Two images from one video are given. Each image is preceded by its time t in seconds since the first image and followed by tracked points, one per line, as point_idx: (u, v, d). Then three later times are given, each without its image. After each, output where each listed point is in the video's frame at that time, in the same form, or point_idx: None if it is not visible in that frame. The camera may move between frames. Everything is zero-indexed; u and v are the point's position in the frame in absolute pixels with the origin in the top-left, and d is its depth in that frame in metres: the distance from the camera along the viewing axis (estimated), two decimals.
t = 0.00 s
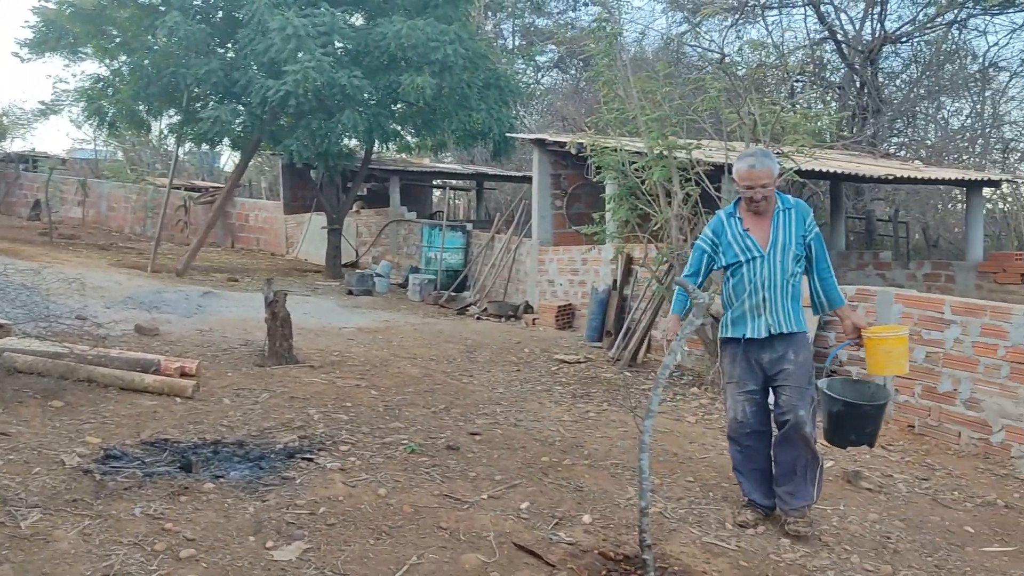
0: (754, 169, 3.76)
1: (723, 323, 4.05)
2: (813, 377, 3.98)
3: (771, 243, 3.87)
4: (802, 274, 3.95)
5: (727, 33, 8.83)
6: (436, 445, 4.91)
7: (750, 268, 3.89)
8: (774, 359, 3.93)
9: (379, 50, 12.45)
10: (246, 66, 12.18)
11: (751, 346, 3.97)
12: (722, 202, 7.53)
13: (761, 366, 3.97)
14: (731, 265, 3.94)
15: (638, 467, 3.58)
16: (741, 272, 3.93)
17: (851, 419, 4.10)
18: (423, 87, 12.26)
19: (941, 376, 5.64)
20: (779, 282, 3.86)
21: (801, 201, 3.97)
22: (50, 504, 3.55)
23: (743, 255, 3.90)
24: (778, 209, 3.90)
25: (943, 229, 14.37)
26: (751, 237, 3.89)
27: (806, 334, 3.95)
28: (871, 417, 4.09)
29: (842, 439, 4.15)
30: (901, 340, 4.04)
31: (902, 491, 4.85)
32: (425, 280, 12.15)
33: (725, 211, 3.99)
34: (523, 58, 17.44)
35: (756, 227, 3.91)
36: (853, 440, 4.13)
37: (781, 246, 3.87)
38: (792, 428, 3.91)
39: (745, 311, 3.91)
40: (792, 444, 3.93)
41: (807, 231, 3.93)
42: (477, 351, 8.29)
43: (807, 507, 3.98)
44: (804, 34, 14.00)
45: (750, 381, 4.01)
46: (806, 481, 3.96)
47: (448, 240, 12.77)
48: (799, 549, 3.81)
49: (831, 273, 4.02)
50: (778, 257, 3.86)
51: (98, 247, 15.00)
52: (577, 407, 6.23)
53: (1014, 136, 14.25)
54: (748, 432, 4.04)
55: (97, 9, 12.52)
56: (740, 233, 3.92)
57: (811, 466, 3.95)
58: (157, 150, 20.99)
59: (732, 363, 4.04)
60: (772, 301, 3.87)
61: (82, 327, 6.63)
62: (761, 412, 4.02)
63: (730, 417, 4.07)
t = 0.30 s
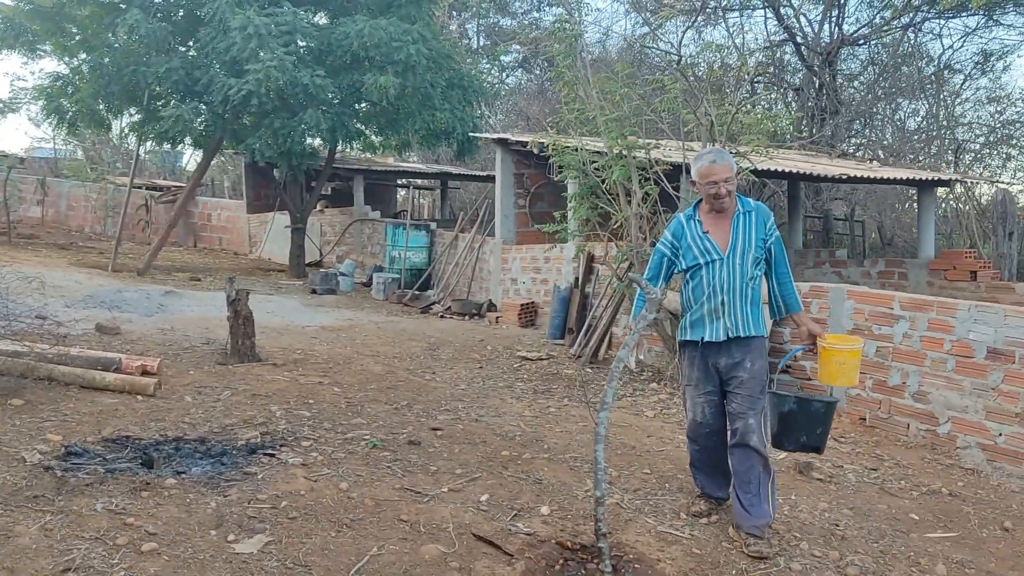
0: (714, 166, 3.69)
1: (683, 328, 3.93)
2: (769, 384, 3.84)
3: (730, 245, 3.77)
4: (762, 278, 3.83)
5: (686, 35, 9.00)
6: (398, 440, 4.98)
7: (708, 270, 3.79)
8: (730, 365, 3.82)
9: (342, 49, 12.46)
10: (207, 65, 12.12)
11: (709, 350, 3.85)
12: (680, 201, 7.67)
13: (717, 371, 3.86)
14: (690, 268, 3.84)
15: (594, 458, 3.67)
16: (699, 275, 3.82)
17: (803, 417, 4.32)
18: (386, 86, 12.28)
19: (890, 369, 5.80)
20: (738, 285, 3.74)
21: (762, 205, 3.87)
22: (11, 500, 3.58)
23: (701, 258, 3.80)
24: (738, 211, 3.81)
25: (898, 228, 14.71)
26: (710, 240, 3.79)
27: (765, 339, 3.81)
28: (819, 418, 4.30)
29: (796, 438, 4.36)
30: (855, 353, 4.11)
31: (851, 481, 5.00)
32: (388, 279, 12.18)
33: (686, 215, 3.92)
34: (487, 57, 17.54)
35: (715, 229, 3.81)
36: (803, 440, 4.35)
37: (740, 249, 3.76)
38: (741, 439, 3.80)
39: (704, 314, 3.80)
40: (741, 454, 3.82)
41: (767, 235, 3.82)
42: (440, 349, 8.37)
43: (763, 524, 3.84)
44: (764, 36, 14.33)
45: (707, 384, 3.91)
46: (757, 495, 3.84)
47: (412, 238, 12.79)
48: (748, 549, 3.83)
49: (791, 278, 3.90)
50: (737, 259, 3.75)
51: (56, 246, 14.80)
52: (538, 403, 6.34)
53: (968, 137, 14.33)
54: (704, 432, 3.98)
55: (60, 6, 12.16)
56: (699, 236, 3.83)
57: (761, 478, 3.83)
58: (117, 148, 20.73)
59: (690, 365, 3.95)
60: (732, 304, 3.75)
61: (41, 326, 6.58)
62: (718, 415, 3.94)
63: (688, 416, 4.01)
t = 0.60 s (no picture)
0: (712, 161, 3.60)
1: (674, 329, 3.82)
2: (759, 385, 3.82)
3: (724, 245, 3.66)
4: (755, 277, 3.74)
5: (664, 33, 9.10)
6: (379, 433, 5.05)
7: (702, 271, 3.67)
8: (726, 366, 3.73)
9: (323, 46, 12.47)
10: (187, 63, 12.09)
11: (702, 353, 3.75)
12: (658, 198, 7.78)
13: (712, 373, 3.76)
14: (682, 268, 3.72)
15: (572, 447, 3.75)
16: (692, 276, 3.70)
17: (800, 434, 4.19)
18: (367, 84, 12.32)
19: (864, 363, 5.93)
20: (732, 287, 3.64)
21: (754, 202, 3.78)
22: None
23: (694, 258, 3.69)
24: (730, 209, 3.70)
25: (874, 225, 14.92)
26: (702, 239, 3.68)
27: (757, 339, 3.74)
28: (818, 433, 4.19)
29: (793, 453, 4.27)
30: (848, 351, 3.98)
31: (824, 471, 5.10)
32: (369, 276, 12.23)
33: (677, 211, 3.79)
34: (468, 55, 17.61)
35: (708, 227, 3.70)
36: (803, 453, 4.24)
37: (733, 248, 3.66)
38: (735, 441, 3.76)
39: (697, 316, 3.69)
40: (732, 454, 3.79)
41: (760, 233, 3.73)
42: (421, 344, 8.43)
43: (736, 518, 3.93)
44: (743, 34, 14.55)
45: (699, 387, 3.77)
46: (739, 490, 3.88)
47: (392, 236, 12.83)
48: (723, 539, 3.91)
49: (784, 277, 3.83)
50: (731, 260, 3.65)
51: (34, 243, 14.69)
52: (518, 397, 6.42)
53: (944, 135, 14.50)
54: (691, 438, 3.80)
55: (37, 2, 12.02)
56: (691, 234, 3.71)
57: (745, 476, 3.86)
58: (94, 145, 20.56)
59: (682, 365, 3.79)
60: (725, 306, 3.65)
61: (21, 323, 6.56)
62: (707, 422, 3.78)
63: (674, 421, 3.80)
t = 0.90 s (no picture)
0: (719, 154, 3.51)
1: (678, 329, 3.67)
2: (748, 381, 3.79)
3: (731, 241, 3.56)
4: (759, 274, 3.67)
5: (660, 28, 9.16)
6: (380, 425, 5.10)
7: (710, 267, 3.55)
8: (736, 363, 3.62)
9: (320, 42, 12.49)
10: (184, 58, 12.11)
11: (710, 351, 3.61)
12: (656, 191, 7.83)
13: (724, 369, 3.62)
14: (689, 265, 3.60)
15: (573, 437, 3.79)
16: (699, 273, 3.58)
17: (813, 420, 3.83)
18: (364, 79, 12.37)
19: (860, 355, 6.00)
20: (741, 284, 3.54)
21: (756, 196, 3.71)
22: (4, 484, 3.66)
23: (702, 255, 3.57)
24: (736, 203, 3.61)
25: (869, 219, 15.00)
26: (709, 235, 3.57)
27: (762, 337, 3.66)
28: (834, 413, 3.82)
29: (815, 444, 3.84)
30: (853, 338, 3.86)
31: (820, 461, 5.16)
32: (367, 270, 12.26)
33: (680, 206, 3.67)
34: (464, 50, 17.64)
35: (714, 223, 3.59)
36: (822, 440, 3.82)
37: (741, 244, 3.57)
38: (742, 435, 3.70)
39: (706, 314, 3.56)
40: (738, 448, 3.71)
41: (764, 229, 3.66)
42: (420, 338, 8.48)
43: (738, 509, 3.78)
44: (737, 28, 14.58)
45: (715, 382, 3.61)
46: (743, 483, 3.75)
47: (390, 230, 12.88)
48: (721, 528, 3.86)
49: (788, 270, 3.79)
50: (738, 256, 3.56)
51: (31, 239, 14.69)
52: (517, 389, 6.48)
53: (938, 129, 14.51)
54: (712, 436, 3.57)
55: None
56: (697, 230, 3.59)
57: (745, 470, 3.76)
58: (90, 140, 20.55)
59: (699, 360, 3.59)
60: (735, 304, 3.54)
61: (23, 316, 6.60)
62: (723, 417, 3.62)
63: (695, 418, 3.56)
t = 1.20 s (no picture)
0: (729, 149, 3.44)
1: (700, 332, 3.57)
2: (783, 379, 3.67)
3: (750, 237, 3.49)
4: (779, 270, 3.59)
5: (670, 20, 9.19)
6: (398, 414, 5.16)
7: (731, 265, 3.46)
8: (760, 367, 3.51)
9: (330, 35, 12.54)
10: (195, 52, 12.16)
11: (735, 354, 3.51)
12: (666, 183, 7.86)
13: (749, 373, 3.52)
14: (709, 265, 3.51)
15: (592, 425, 3.83)
16: (720, 272, 3.49)
17: (852, 421, 3.72)
18: (374, 72, 12.44)
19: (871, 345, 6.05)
20: (764, 279, 3.46)
21: (768, 191, 3.64)
22: (34, 471, 3.73)
23: (721, 253, 3.48)
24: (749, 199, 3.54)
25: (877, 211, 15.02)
26: (727, 232, 3.49)
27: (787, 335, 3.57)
28: (868, 416, 3.73)
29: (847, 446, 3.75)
30: (884, 340, 3.87)
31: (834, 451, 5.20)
32: (377, 262, 12.31)
33: (692, 207, 3.58)
34: (470, 42, 17.68)
35: (730, 221, 3.51)
36: (855, 443, 3.74)
37: (760, 239, 3.49)
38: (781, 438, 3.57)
39: (731, 313, 3.46)
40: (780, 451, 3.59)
41: (781, 223, 3.59)
42: (432, 330, 8.54)
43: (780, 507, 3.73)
44: (745, 20, 14.58)
45: (736, 390, 3.53)
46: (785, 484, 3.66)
47: (399, 223, 12.94)
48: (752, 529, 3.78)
49: (804, 267, 3.70)
50: (758, 252, 3.48)
51: (41, 232, 14.76)
52: (531, 380, 6.53)
53: (947, 120, 14.57)
54: (736, 447, 3.52)
55: None
56: (713, 229, 3.50)
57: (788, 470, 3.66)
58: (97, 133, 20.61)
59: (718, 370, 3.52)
60: (759, 301, 3.46)
61: (42, 308, 6.66)
62: (745, 425, 3.53)
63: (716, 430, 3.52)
